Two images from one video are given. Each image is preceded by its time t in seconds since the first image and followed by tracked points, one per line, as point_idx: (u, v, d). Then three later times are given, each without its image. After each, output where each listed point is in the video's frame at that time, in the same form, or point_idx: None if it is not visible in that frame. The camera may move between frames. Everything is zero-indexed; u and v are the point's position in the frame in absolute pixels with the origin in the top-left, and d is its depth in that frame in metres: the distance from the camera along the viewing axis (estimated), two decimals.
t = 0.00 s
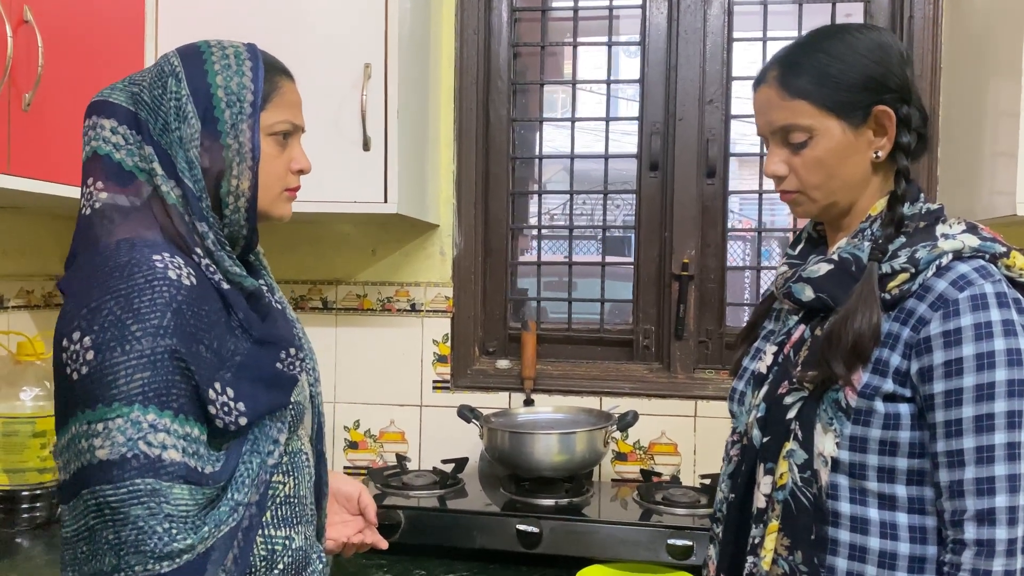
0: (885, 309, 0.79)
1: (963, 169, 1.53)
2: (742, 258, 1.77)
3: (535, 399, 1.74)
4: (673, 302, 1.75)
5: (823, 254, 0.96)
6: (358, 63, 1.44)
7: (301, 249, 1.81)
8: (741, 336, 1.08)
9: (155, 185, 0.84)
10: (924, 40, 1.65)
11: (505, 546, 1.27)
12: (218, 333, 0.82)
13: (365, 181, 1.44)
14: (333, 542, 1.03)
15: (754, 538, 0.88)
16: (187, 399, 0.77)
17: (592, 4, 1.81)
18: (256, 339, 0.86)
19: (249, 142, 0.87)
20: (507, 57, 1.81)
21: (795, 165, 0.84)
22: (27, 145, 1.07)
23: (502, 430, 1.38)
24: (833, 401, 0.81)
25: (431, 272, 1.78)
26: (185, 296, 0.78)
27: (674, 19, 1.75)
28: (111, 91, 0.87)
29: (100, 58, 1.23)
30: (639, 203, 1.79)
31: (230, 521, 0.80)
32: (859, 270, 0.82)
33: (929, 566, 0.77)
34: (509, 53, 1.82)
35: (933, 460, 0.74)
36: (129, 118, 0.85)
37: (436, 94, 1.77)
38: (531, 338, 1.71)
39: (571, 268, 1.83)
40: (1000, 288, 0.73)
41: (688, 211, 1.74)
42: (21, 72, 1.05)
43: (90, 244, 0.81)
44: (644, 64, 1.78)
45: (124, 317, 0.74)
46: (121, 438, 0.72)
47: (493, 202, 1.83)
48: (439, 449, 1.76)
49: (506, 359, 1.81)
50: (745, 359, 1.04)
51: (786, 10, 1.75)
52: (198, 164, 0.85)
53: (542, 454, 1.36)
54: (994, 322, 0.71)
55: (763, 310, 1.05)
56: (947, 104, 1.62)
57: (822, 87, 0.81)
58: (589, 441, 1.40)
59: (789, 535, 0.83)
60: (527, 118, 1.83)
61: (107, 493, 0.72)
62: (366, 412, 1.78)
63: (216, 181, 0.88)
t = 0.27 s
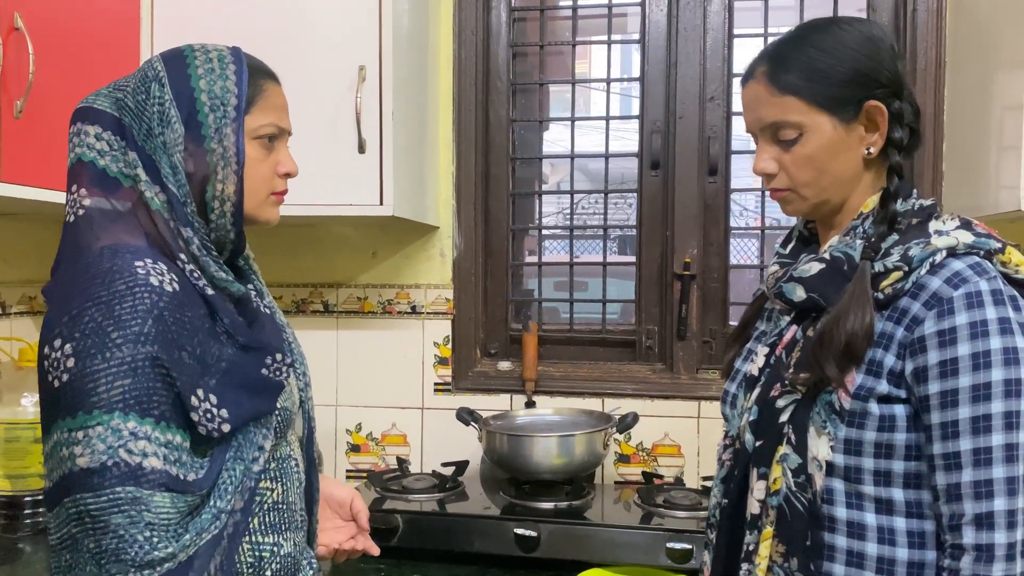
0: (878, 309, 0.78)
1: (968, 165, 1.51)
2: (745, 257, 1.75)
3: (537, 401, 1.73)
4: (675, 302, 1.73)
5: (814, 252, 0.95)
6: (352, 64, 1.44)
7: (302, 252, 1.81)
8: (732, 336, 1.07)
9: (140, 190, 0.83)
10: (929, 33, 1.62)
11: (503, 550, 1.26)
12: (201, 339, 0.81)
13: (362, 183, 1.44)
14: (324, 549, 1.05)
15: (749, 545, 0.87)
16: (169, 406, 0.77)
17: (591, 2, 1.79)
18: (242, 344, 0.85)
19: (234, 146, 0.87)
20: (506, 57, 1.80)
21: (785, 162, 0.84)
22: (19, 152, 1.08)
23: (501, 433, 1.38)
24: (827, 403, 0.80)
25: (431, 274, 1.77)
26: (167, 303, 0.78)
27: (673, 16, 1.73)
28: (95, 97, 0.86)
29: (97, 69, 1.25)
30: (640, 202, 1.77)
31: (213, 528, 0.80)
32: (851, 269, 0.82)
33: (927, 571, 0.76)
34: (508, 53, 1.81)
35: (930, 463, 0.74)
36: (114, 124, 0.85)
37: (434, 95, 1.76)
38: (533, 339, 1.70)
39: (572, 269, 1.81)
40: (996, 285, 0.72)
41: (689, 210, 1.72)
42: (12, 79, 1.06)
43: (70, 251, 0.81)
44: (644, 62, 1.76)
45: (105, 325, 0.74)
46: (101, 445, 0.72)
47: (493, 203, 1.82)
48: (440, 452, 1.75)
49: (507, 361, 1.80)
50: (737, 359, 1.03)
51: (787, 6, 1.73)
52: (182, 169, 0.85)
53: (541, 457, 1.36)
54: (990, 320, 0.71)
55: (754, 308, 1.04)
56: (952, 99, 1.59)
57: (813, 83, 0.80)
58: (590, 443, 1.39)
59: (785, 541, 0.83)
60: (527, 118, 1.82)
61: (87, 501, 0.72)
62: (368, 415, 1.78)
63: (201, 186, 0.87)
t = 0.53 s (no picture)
0: (869, 310, 0.77)
1: (976, 161, 1.48)
2: (749, 257, 1.73)
3: (540, 404, 1.71)
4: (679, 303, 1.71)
5: (799, 253, 0.94)
6: (347, 69, 1.46)
7: (304, 257, 1.81)
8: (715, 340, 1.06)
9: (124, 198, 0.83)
10: (934, 27, 1.59)
11: (502, 556, 1.25)
12: (185, 348, 0.81)
13: (360, 188, 1.46)
14: (315, 556, 1.06)
15: (741, 557, 0.85)
16: (150, 415, 0.76)
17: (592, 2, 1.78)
18: (227, 352, 0.85)
19: (219, 152, 0.87)
20: (507, 60, 1.80)
21: (772, 159, 0.82)
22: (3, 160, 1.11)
23: (499, 438, 1.37)
24: (820, 408, 0.79)
25: (432, 277, 1.76)
26: (149, 312, 0.78)
27: (675, 14, 1.71)
28: (81, 105, 0.86)
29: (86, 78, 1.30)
30: (644, 203, 1.75)
31: (196, 539, 0.79)
32: (841, 269, 0.80)
33: None
34: (508, 55, 1.80)
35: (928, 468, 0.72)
36: (99, 131, 0.84)
37: (434, 98, 1.76)
38: (535, 342, 1.69)
39: (575, 270, 1.80)
40: (990, 284, 0.71)
41: (692, 210, 1.70)
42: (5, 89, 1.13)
43: (53, 259, 0.80)
44: (646, 61, 1.74)
45: (86, 334, 0.74)
46: (82, 455, 0.72)
47: (494, 205, 1.82)
48: (443, 457, 1.74)
49: (510, 364, 1.79)
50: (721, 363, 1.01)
51: (790, 2, 1.71)
52: (166, 176, 0.85)
53: (541, 462, 1.35)
54: (986, 320, 0.69)
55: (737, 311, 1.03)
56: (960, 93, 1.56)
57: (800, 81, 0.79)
58: (589, 447, 1.38)
59: (778, 552, 0.80)
60: (528, 120, 1.81)
61: (68, 511, 0.72)
62: (371, 419, 1.77)
63: (186, 192, 0.88)
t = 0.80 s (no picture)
0: (849, 309, 0.78)
1: (983, 160, 1.46)
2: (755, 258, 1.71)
3: (544, 408, 1.70)
4: (684, 305, 1.70)
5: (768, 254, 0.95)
6: (346, 73, 1.46)
7: (308, 262, 1.81)
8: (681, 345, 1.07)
9: (123, 203, 0.83)
10: (941, 23, 1.57)
11: (501, 561, 1.25)
12: (185, 351, 0.81)
13: (358, 193, 1.46)
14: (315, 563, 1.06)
15: (724, 567, 0.84)
16: (148, 418, 0.76)
17: (594, 3, 1.77)
18: (229, 356, 0.85)
19: (216, 155, 0.86)
20: (509, 63, 1.79)
21: (747, 155, 0.83)
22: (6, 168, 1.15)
23: (501, 443, 1.38)
24: (803, 411, 0.79)
25: (435, 282, 1.76)
26: (150, 314, 0.78)
27: (677, 14, 1.70)
28: (80, 113, 0.87)
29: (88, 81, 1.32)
30: (647, 204, 1.73)
31: (193, 544, 0.79)
32: (817, 268, 0.81)
33: None
34: (510, 58, 1.79)
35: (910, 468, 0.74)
36: (97, 137, 0.85)
37: (435, 103, 1.75)
38: (539, 346, 1.68)
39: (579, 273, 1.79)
40: (966, 280, 0.72)
41: (696, 211, 1.68)
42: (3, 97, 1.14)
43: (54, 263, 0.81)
44: (648, 61, 1.73)
45: (86, 335, 0.74)
46: (78, 457, 0.72)
47: (497, 208, 1.81)
48: (447, 462, 1.74)
49: (514, 368, 1.78)
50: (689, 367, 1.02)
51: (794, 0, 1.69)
52: (164, 180, 0.85)
53: (543, 466, 1.35)
54: (966, 316, 0.70)
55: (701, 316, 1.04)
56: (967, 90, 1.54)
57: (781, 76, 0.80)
58: (591, 450, 1.37)
59: (762, 559, 0.80)
60: (530, 122, 1.80)
61: (63, 514, 0.72)
62: (376, 424, 1.77)
63: (186, 198, 0.87)
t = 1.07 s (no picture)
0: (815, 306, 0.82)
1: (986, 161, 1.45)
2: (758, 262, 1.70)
3: (546, 413, 1.70)
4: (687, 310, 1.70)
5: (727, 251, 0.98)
6: (345, 81, 1.48)
7: (312, 269, 1.82)
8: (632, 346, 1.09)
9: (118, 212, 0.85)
10: (944, 24, 1.56)
11: (502, 565, 1.25)
12: (187, 340, 0.82)
13: (357, 199, 1.47)
14: (339, 560, 1.07)
15: (690, 567, 0.85)
16: (161, 404, 0.77)
17: (596, 8, 1.77)
18: (234, 348, 0.88)
19: (209, 163, 0.87)
20: (511, 69, 1.80)
21: (711, 152, 0.87)
22: (11, 177, 1.17)
23: (501, 447, 1.38)
24: (770, 409, 0.82)
25: (438, 287, 1.77)
26: (149, 304, 0.79)
27: (679, 18, 1.69)
28: (82, 120, 0.89)
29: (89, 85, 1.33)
30: (650, 208, 1.73)
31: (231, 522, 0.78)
32: (780, 266, 0.84)
33: None
34: (512, 64, 1.80)
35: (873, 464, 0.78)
36: (98, 145, 0.87)
37: (437, 110, 1.77)
38: (542, 350, 1.68)
39: (582, 278, 1.79)
40: (926, 278, 0.77)
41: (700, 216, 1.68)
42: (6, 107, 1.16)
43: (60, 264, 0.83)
44: (651, 66, 1.72)
45: (88, 330, 0.75)
46: (96, 449, 0.72)
47: (500, 214, 1.81)
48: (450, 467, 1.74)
49: (517, 373, 1.78)
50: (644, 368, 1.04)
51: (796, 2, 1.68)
52: (156, 189, 0.87)
53: (542, 471, 1.35)
54: (928, 313, 0.75)
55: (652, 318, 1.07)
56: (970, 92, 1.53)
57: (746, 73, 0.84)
58: (590, 455, 1.38)
59: (728, 561, 0.82)
60: (532, 128, 1.80)
61: (93, 506, 0.72)
62: (379, 429, 1.78)
63: (181, 206, 0.89)
